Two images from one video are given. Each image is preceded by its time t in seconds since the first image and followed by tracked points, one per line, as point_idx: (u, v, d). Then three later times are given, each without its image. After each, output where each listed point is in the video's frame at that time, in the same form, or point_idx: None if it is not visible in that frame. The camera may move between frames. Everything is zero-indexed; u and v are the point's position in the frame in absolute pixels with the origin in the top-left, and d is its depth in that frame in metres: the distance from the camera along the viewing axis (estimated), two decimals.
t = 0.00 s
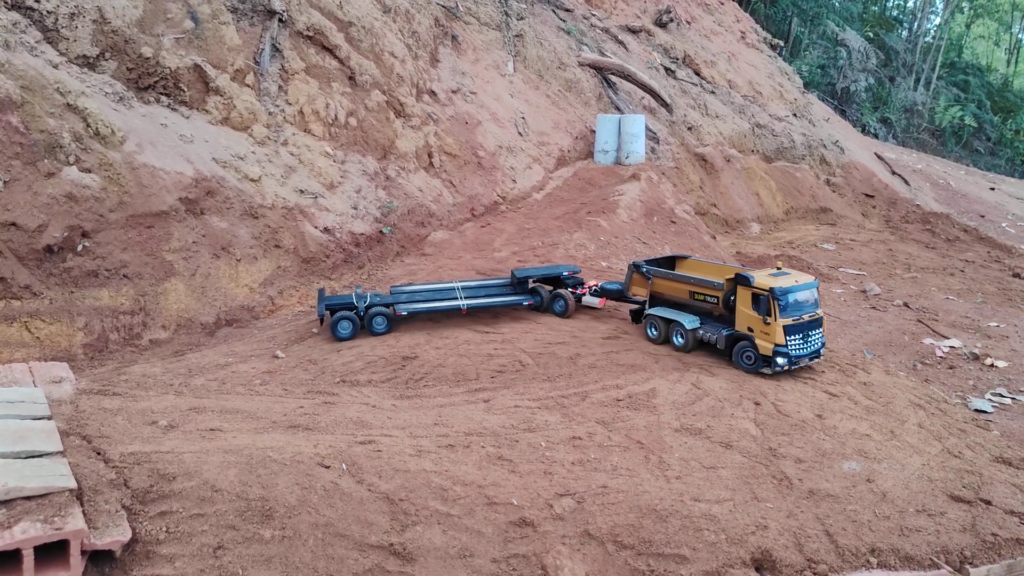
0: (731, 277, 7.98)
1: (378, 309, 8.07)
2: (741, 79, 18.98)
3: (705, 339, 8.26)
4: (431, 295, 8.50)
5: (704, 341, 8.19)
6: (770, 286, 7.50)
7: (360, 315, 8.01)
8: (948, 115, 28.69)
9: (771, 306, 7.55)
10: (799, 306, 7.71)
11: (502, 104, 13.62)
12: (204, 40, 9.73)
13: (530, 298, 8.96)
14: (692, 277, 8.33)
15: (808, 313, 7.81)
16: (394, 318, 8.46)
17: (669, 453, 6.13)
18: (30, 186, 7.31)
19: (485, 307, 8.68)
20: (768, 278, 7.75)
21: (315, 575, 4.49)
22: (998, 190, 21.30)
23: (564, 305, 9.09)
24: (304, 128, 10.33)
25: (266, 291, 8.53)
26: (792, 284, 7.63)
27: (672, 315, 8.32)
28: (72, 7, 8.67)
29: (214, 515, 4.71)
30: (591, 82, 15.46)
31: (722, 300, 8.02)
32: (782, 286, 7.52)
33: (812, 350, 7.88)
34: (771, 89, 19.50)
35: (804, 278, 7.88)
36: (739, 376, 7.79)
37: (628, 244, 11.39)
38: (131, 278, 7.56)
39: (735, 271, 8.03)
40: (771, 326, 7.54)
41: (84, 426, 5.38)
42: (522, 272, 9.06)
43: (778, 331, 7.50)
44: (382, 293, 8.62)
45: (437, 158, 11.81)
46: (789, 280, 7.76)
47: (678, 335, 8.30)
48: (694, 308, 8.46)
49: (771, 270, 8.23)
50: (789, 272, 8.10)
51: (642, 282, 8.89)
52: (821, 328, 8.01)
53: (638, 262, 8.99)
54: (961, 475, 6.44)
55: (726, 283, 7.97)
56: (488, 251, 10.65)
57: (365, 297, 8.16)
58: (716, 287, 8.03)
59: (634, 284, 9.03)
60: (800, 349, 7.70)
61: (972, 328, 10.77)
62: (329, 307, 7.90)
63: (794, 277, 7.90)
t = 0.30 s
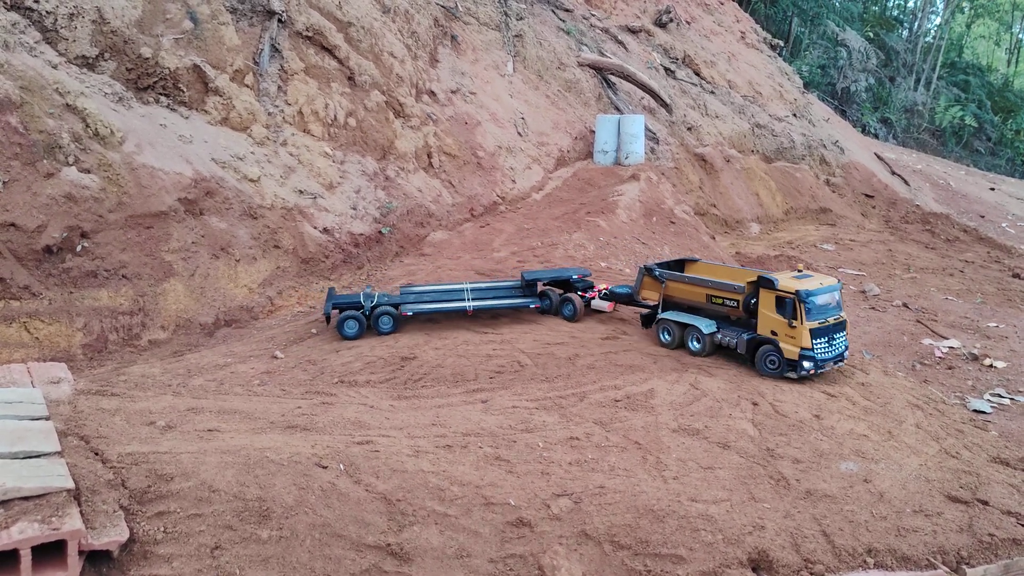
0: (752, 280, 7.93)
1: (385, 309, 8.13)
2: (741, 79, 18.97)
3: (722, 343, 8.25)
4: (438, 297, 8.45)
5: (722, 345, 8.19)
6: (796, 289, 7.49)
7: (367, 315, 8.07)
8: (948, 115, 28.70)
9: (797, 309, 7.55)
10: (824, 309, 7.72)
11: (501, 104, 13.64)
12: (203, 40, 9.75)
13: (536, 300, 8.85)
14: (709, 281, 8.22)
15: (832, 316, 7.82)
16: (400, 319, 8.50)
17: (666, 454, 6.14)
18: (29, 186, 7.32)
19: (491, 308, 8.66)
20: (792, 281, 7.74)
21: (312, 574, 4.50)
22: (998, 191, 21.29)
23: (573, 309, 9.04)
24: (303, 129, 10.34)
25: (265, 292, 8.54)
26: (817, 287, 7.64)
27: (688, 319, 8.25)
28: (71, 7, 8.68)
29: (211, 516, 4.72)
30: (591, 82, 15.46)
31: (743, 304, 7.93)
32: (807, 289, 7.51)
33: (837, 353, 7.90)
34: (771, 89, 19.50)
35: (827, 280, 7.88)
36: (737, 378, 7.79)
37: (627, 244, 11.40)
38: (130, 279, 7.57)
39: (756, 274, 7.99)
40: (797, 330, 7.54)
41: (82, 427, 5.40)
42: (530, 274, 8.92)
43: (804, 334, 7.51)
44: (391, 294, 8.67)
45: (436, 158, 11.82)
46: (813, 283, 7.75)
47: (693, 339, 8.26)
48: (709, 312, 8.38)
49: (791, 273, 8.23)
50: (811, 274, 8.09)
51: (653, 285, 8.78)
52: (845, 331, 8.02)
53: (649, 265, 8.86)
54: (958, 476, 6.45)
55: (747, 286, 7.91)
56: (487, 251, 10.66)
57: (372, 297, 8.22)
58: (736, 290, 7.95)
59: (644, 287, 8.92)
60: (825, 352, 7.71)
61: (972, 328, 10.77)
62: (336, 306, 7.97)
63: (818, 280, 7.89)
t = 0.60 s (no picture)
0: (773, 285, 7.83)
1: (391, 313, 8.17)
2: (738, 83, 19.03)
3: (738, 349, 8.20)
4: (444, 301, 8.46)
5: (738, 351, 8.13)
6: (820, 295, 7.39)
7: (371, 319, 8.11)
8: (944, 117, 28.82)
9: (821, 315, 7.46)
10: (847, 316, 7.62)
11: (498, 109, 13.67)
12: (200, 46, 9.76)
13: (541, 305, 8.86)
14: (727, 286, 8.14)
15: (855, 323, 7.73)
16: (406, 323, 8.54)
17: (666, 457, 6.13)
18: (26, 192, 7.31)
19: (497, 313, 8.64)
20: (815, 287, 7.64)
21: None
22: (995, 193, 21.36)
23: (580, 315, 8.96)
24: (300, 134, 10.35)
25: (263, 297, 8.53)
26: (841, 293, 7.54)
27: (703, 324, 8.19)
28: (68, 13, 8.68)
29: (210, 521, 4.71)
30: (588, 86, 15.50)
31: (762, 309, 7.85)
32: (832, 295, 7.42)
33: (859, 361, 7.81)
34: (767, 92, 19.55)
35: (850, 287, 7.78)
36: (736, 380, 7.79)
37: (625, 247, 11.40)
38: (128, 285, 7.55)
39: (776, 279, 7.89)
40: (821, 336, 7.45)
41: (80, 433, 5.38)
42: (538, 279, 8.92)
43: (828, 341, 7.41)
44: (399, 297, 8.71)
45: (434, 163, 11.83)
46: (837, 289, 7.66)
47: (708, 345, 8.21)
48: (724, 318, 8.34)
49: (811, 279, 8.14)
50: (833, 281, 8.00)
51: (667, 289, 8.69)
52: (866, 339, 7.93)
53: (662, 268, 8.77)
54: (958, 477, 6.45)
55: (768, 291, 7.81)
56: (485, 255, 10.68)
57: (378, 301, 8.26)
58: (756, 296, 7.84)
59: (656, 291, 8.83)
60: (848, 360, 7.61)
61: (970, 330, 10.78)
62: (342, 309, 8.04)
63: (840, 286, 7.80)
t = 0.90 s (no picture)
0: (781, 289, 7.84)
1: (391, 318, 8.21)
2: (732, 87, 19.11)
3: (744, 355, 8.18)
4: (446, 305, 8.51)
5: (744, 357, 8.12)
6: (831, 298, 7.40)
7: (372, 324, 8.15)
8: (938, 121, 28.93)
9: (832, 319, 7.46)
10: (857, 319, 7.64)
11: (493, 114, 13.70)
12: (194, 52, 9.78)
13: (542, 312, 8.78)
14: (734, 291, 8.13)
15: (865, 326, 7.75)
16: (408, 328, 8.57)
17: (662, 460, 6.13)
18: (20, 200, 7.31)
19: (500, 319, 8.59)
20: (825, 290, 7.65)
21: None
22: (990, 195, 21.45)
23: (583, 320, 8.88)
24: (295, 139, 10.36)
25: (258, 303, 8.52)
26: (851, 296, 7.56)
27: (709, 330, 8.17)
28: (62, 21, 8.70)
29: (205, 527, 4.69)
30: (582, 91, 15.54)
31: (771, 313, 7.84)
32: (843, 298, 7.43)
33: (870, 364, 7.82)
34: (762, 96, 19.63)
35: (859, 290, 7.81)
36: (732, 384, 7.79)
37: (621, 252, 11.40)
38: (123, 291, 7.54)
39: (784, 284, 7.90)
40: (833, 340, 7.45)
41: (74, 440, 5.37)
42: (539, 285, 8.91)
43: (840, 345, 7.41)
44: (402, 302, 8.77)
45: (429, 168, 11.84)
46: (846, 292, 7.68)
47: (714, 351, 8.18)
48: (730, 323, 8.33)
49: (818, 282, 8.16)
50: (841, 284, 8.02)
51: (671, 296, 8.67)
52: (876, 342, 7.95)
53: (665, 275, 8.76)
54: (954, 479, 6.46)
55: (776, 296, 7.81)
56: (481, 260, 10.70)
57: (379, 306, 8.31)
58: (765, 300, 7.84)
59: (659, 298, 8.79)
60: (859, 363, 7.62)
61: (966, 332, 10.81)
62: (343, 314, 8.12)
63: (849, 289, 7.83)
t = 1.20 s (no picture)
0: (790, 294, 7.78)
1: (393, 321, 8.20)
2: (728, 90, 19.17)
3: (752, 360, 8.12)
4: (449, 310, 8.50)
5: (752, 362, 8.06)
6: (840, 304, 7.34)
7: (375, 327, 8.16)
8: (934, 123, 29.01)
9: (841, 324, 7.40)
10: (867, 325, 7.58)
11: (489, 117, 13.73)
12: (190, 57, 9.79)
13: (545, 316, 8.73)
14: (742, 295, 8.07)
15: (875, 332, 7.69)
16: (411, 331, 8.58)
17: (659, 463, 6.13)
18: (16, 205, 7.30)
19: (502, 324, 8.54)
20: (834, 295, 7.59)
21: None
22: (986, 197, 21.54)
23: (588, 325, 8.88)
24: (291, 143, 10.37)
25: (254, 307, 8.52)
26: (860, 302, 7.49)
27: (716, 335, 8.14)
28: (57, 26, 8.70)
29: (201, 533, 4.69)
30: (578, 94, 15.57)
31: (779, 319, 7.75)
32: (852, 304, 7.37)
33: (879, 371, 7.76)
34: (757, 98, 19.69)
35: (869, 295, 7.74)
36: (728, 387, 7.80)
37: (617, 255, 11.40)
38: (119, 296, 7.53)
39: (794, 288, 7.84)
40: (841, 346, 7.39)
41: (70, 445, 5.36)
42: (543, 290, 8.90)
43: (848, 351, 7.35)
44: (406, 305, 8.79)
45: (425, 172, 11.86)
46: (855, 298, 7.61)
47: (721, 356, 8.14)
48: (738, 328, 8.27)
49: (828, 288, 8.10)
50: (850, 289, 7.96)
51: (678, 300, 8.64)
52: (886, 349, 7.88)
53: (673, 278, 8.74)
54: (950, 481, 6.47)
55: (785, 300, 7.74)
56: (477, 264, 10.73)
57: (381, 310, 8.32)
58: (772, 305, 7.76)
59: (667, 301, 8.77)
60: (868, 370, 7.55)
61: (962, 334, 10.84)
62: (345, 317, 8.16)
63: (858, 295, 7.76)
